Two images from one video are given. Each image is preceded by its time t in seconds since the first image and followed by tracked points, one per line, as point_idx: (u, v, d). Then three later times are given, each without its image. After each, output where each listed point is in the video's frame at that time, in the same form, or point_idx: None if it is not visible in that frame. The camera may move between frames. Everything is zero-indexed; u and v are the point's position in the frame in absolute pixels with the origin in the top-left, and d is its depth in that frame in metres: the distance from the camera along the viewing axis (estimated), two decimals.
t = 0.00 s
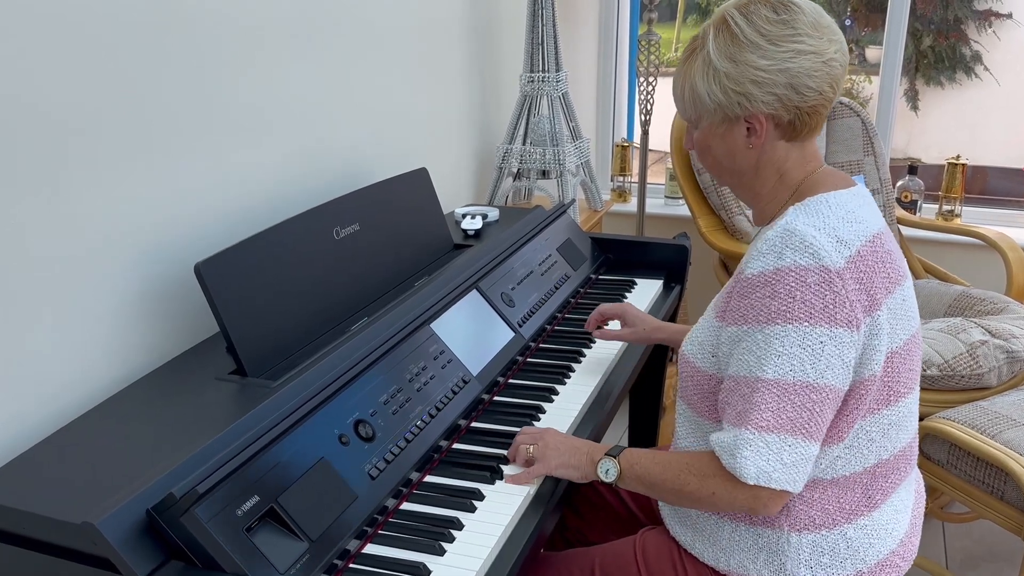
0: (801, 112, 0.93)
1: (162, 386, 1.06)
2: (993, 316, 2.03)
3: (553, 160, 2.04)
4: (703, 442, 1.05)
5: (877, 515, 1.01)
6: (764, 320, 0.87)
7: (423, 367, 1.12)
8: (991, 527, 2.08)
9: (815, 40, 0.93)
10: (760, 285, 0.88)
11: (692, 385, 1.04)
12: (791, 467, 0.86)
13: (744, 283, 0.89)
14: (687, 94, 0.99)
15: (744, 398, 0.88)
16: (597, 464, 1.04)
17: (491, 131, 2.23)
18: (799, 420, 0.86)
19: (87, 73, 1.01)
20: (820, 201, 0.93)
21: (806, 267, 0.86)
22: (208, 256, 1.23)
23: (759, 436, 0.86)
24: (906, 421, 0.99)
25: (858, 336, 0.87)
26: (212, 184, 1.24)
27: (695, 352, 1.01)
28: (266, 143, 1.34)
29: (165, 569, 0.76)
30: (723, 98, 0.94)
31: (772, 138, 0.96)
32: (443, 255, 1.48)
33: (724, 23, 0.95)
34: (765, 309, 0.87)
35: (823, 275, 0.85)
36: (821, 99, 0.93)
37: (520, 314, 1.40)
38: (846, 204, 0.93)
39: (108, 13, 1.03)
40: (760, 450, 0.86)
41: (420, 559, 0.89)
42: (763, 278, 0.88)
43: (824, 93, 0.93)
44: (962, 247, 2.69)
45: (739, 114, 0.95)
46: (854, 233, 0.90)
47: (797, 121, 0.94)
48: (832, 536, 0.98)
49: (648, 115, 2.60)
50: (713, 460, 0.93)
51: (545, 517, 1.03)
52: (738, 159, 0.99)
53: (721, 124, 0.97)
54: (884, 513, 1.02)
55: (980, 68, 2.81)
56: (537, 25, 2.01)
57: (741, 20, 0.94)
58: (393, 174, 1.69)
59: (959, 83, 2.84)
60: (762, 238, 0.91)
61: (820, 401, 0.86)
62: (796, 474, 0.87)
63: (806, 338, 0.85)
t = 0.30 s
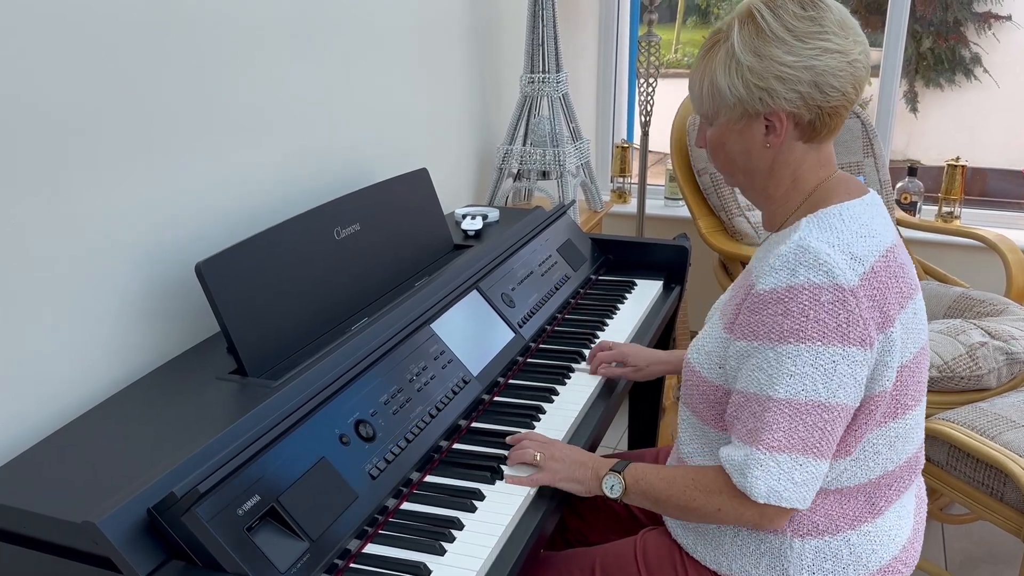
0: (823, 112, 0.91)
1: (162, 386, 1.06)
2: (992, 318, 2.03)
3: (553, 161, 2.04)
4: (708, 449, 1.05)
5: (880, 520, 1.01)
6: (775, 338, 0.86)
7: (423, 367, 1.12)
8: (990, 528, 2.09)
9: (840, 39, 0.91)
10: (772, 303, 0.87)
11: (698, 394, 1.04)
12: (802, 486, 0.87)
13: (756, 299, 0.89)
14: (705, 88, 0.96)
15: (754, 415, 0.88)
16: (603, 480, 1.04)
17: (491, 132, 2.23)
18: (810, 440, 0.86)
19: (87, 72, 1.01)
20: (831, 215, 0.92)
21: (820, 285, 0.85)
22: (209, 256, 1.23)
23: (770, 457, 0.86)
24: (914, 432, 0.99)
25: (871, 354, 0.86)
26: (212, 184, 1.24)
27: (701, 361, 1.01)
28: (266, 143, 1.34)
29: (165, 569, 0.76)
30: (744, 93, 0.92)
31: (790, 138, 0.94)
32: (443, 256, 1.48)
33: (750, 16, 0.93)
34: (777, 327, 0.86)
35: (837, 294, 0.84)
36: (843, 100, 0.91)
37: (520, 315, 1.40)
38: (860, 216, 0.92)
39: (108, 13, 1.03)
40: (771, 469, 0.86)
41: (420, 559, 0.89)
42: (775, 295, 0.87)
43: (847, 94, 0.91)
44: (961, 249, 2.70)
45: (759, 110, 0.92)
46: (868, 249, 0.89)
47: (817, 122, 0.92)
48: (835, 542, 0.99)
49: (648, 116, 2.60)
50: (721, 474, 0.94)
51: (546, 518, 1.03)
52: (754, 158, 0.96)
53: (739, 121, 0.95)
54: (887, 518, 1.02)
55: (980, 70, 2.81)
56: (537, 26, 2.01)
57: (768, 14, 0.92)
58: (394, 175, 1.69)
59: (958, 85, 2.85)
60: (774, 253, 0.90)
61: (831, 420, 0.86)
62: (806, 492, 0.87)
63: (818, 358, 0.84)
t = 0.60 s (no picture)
0: (845, 105, 0.90)
1: (162, 386, 1.06)
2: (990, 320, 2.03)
3: (553, 162, 2.04)
4: (707, 451, 1.05)
5: (880, 526, 1.01)
6: (779, 347, 0.86)
7: (423, 368, 1.13)
8: (988, 530, 2.09)
9: (863, 33, 0.91)
10: (778, 312, 0.87)
11: (699, 398, 1.04)
12: (800, 497, 0.87)
13: (762, 307, 0.88)
14: (726, 75, 0.94)
15: (756, 424, 0.88)
16: (604, 468, 1.05)
17: (490, 133, 2.23)
18: (810, 451, 0.86)
19: (86, 73, 1.01)
20: (841, 223, 0.91)
21: (827, 297, 0.84)
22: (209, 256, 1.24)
23: (769, 466, 0.86)
24: (915, 442, 0.99)
25: (876, 367, 0.86)
26: (212, 185, 1.24)
27: (702, 365, 1.02)
28: (266, 143, 1.35)
29: (165, 568, 0.76)
30: (769, 79, 0.90)
31: (810, 132, 0.92)
32: (442, 257, 1.48)
33: (776, 3, 0.91)
34: (781, 336, 0.86)
35: (843, 306, 0.84)
36: (864, 94, 0.90)
37: (519, 316, 1.41)
38: (868, 226, 0.92)
39: (108, 14, 1.03)
40: (770, 479, 0.86)
41: (419, 560, 0.89)
42: (781, 304, 0.87)
43: (869, 89, 0.91)
44: (959, 250, 2.70)
45: (782, 98, 0.90)
46: (877, 260, 0.88)
47: (838, 116, 0.91)
48: (835, 547, 0.99)
49: (648, 118, 2.61)
50: (719, 477, 0.94)
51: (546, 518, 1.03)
52: (771, 151, 0.94)
53: (760, 110, 0.92)
54: (887, 524, 1.02)
55: (978, 72, 2.82)
56: (537, 28, 2.01)
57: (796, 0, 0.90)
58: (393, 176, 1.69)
59: (957, 88, 2.85)
60: (781, 261, 0.89)
61: (831, 432, 0.86)
62: (804, 502, 0.87)
63: (822, 370, 0.84)
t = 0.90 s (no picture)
0: (849, 109, 0.89)
1: (162, 386, 1.06)
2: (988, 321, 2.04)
3: (552, 163, 2.04)
4: (704, 454, 1.06)
5: (878, 531, 1.01)
6: (781, 353, 0.86)
7: (422, 369, 1.13)
8: (987, 531, 2.09)
9: (873, 37, 0.90)
10: (780, 317, 0.87)
11: (698, 400, 1.05)
12: (796, 502, 0.87)
13: (764, 311, 0.88)
14: (732, 73, 0.95)
15: (754, 429, 0.88)
16: (599, 462, 1.06)
17: (490, 134, 2.24)
18: (808, 457, 0.86)
19: (87, 72, 1.01)
20: (847, 229, 0.92)
21: (831, 304, 0.84)
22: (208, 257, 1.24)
23: (765, 471, 0.86)
24: (915, 449, 0.99)
25: (876, 375, 0.86)
26: (212, 185, 1.24)
27: (702, 367, 1.02)
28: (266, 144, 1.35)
29: (163, 568, 0.76)
30: (772, 77, 0.90)
31: (812, 134, 0.92)
32: (441, 257, 1.48)
33: (787, 3, 0.91)
34: (783, 342, 0.86)
35: (847, 313, 0.84)
36: (870, 99, 0.89)
37: (518, 317, 1.41)
38: (874, 234, 0.92)
39: (108, 14, 1.04)
40: (765, 483, 0.86)
41: (418, 560, 0.89)
42: (784, 309, 0.87)
43: (874, 94, 0.89)
44: (958, 253, 2.71)
45: (784, 98, 0.90)
46: (881, 268, 0.88)
47: (841, 120, 0.90)
48: (833, 551, 0.99)
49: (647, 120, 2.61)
50: (710, 477, 0.95)
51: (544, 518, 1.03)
52: (772, 151, 0.94)
53: (763, 109, 0.93)
54: (886, 529, 1.02)
55: (977, 75, 2.82)
56: (536, 29, 2.02)
57: None
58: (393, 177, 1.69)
59: (955, 90, 2.86)
60: (785, 266, 0.89)
61: (830, 439, 0.86)
62: (799, 507, 0.88)
63: (823, 377, 0.84)
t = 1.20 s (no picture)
0: (849, 109, 0.89)
1: (161, 386, 1.06)
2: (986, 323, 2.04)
3: (551, 165, 2.05)
4: (702, 455, 1.06)
5: (876, 532, 1.02)
6: (780, 356, 0.87)
7: (421, 369, 1.13)
8: (984, 533, 2.10)
9: (881, 39, 0.89)
10: (780, 320, 0.87)
11: (697, 401, 1.05)
12: (793, 506, 0.88)
13: (765, 315, 0.89)
14: (739, 66, 0.95)
15: (752, 432, 0.88)
16: (597, 463, 1.05)
17: (489, 135, 2.24)
18: (806, 461, 0.86)
19: (87, 71, 1.02)
20: (848, 233, 0.92)
21: (831, 308, 0.85)
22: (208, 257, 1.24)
23: (763, 475, 0.86)
24: (913, 452, 1.00)
25: (875, 380, 0.86)
26: (211, 186, 1.24)
27: (701, 369, 1.02)
28: (266, 144, 1.35)
29: (163, 568, 0.76)
30: (775, 71, 0.91)
31: (812, 132, 0.92)
32: (440, 258, 1.49)
33: None
34: (783, 346, 0.86)
35: (847, 318, 0.84)
36: (872, 101, 0.89)
37: (518, 318, 1.41)
38: (874, 239, 0.92)
39: (108, 13, 1.04)
40: (763, 488, 0.87)
41: (417, 560, 0.89)
42: (784, 313, 0.87)
43: (877, 97, 0.89)
44: (956, 255, 2.71)
45: (785, 93, 0.91)
46: (882, 273, 0.89)
47: (842, 120, 0.90)
48: (830, 553, 0.99)
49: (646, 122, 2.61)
50: (708, 480, 0.95)
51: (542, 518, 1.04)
52: (772, 147, 0.95)
53: (765, 104, 0.93)
54: (883, 530, 1.02)
55: (975, 77, 2.83)
56: (535, 30, 2.02)
57: None
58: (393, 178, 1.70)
59: (953, 92, 2.86)
60: (786, 270, 0.90)
61: (827, 443, 0.87)
62: (796, 511, 0.88)
63: (822, 382, 0.85)
